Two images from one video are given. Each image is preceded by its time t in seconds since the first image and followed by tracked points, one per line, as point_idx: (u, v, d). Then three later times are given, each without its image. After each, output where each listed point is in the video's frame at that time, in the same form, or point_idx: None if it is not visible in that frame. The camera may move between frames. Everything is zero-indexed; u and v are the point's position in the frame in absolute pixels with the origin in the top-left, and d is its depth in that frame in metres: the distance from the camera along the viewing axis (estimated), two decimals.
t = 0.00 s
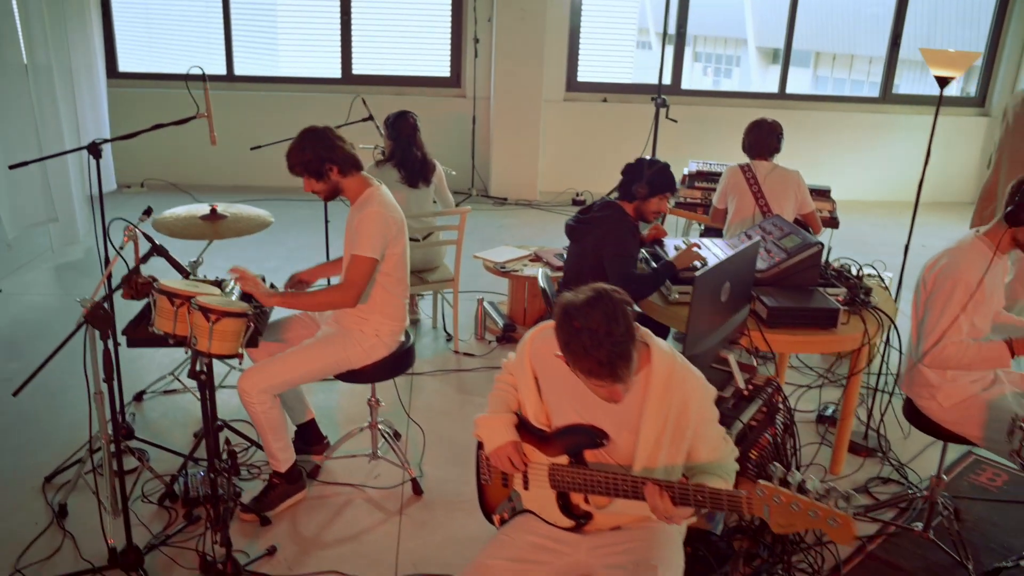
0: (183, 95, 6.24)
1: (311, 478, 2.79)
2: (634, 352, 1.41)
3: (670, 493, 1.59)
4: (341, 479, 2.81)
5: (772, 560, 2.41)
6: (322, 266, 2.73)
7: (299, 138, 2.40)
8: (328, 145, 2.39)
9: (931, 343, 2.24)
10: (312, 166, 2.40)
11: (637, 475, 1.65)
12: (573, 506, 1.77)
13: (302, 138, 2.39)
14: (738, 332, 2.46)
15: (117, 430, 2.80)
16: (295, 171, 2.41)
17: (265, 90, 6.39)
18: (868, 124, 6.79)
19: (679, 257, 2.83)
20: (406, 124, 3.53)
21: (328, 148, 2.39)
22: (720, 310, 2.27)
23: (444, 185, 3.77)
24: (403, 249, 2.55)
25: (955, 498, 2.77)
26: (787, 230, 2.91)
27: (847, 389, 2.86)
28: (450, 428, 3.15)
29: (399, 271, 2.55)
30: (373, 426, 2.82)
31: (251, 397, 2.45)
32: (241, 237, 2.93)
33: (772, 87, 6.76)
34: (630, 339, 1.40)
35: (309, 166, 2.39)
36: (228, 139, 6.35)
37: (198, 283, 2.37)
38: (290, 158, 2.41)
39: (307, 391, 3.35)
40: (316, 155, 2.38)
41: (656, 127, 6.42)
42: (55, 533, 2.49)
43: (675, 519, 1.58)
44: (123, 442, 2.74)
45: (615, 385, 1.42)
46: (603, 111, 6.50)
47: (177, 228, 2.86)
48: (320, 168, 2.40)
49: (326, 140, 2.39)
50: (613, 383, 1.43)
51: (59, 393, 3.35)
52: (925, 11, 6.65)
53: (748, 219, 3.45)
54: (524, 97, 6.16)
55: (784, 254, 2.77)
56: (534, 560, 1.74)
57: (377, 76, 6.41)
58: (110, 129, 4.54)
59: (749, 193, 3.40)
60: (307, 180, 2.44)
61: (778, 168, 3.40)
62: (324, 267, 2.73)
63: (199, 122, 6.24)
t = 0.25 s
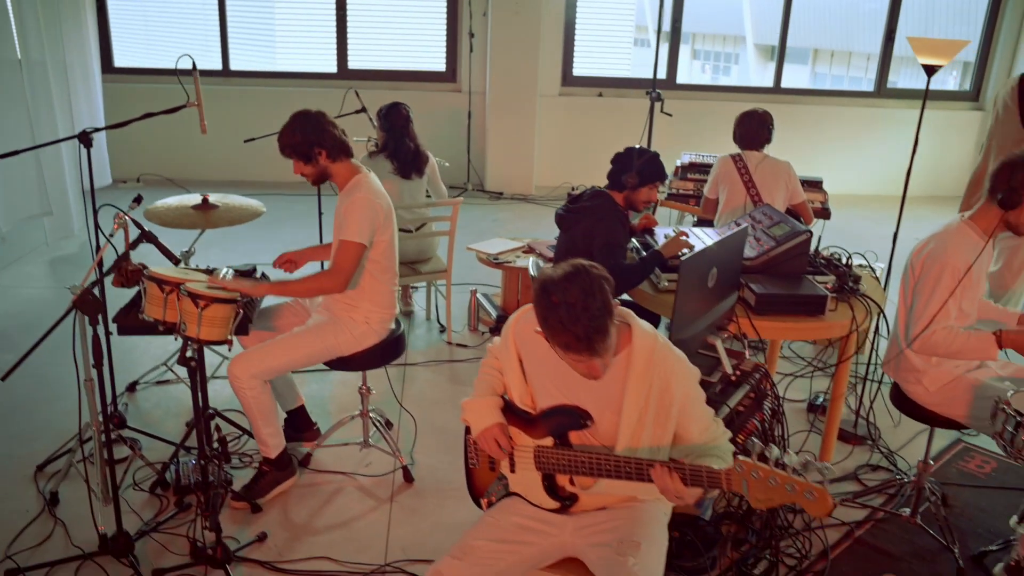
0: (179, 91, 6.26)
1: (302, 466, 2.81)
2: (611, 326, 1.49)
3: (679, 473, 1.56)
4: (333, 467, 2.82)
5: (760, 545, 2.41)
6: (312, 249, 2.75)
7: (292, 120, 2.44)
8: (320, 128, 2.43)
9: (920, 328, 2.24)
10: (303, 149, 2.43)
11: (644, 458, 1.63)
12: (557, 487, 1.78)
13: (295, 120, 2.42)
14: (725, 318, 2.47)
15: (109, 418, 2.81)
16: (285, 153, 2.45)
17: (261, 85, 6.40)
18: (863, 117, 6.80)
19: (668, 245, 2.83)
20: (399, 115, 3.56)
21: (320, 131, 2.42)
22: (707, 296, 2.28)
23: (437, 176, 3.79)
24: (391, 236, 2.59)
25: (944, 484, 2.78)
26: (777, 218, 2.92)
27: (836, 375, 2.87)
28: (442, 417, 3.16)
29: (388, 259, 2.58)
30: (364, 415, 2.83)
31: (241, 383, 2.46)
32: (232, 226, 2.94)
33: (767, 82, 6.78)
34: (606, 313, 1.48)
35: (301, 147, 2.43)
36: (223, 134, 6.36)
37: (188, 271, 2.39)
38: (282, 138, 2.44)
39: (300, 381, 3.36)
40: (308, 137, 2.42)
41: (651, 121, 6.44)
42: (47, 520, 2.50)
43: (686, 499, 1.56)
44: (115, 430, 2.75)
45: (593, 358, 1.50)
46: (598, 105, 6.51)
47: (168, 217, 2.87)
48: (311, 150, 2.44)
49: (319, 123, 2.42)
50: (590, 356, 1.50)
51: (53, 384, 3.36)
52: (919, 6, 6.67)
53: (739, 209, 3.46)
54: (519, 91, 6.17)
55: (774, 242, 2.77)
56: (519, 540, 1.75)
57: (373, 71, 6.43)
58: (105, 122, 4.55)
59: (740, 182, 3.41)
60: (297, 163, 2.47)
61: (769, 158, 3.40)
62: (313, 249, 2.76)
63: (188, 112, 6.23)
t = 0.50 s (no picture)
0: (170, 89, 6.25)
1: (290, 459, 2.81)
2: (588, 314, 1.46)
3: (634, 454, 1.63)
4: (320, 459, 2.83)
5: (746, 534, 2.41)
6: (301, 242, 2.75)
7: (278, 117, 2.42)
8: (308, 126, 2.41)
9: (899, 318, 2.27)
10: (292, 146, 2.42)
11: (598, 440, 1.66)
12: (539, 474, 1.80)
13: (282, 118, 2.41)
14: (709, 309, 2.48)
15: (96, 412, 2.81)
16: (273, 150, 2.44)
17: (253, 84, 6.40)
18: (853, 115, 6.83)
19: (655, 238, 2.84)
20: (389, 109, 3.56)
21: (308, 128, 2.41)
22: (690, 287, 2.29)
23: (425, 172, 3.80)
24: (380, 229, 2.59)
25: (928, 475, 2.81)
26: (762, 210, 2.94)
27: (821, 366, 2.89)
28: (430, 410, 3.17)
29: (375, 253, 2.58)
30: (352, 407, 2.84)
31: (227, 376, 2.47)
32: (220, 219, 2.95)
33: (757, 80, 6.80)
34: (583, 303, 1.45)
35: (289, 146, 2.42)
36: (215, 132, 6.36)
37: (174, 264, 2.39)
38: (270, 137, 2.43)
39: (290, 375, 3.37)
40: (296, 136, 2.41)
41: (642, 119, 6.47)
42: (32, 514, 2.50)
43: (640, 480, 1.64)
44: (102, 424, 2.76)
45: (570, 347, 1.48)
46: (590, 103, 6.53)
47: (156, 211, 2.87)
48: (299, 148, 2.43)
49: (306, 120, 2.41)
50: (569, 344, 1.49)
51: (40, 380, 3.35)
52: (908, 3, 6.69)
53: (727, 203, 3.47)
54: (510, 89, 6.18)
55: (759, 234, 2.79)
56: (501, 527, 1.76)
57: (364, 70, 6.43)
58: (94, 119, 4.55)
59: (727, 176, 3.42)
60: (286, 161, 2.46)
61: (756, 152, 3.42)
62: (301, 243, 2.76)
63: (175, 104, 6.23)
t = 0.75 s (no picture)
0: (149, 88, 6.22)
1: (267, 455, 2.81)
2: (551, 293, 1.53)
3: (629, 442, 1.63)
4: (298, 455, 2.83)
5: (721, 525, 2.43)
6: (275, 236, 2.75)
7: (257, 108, 2.42)
8: (285, 118, 2.42)
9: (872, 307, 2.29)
10: (268, 138, 2.42)
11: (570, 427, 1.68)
12: (511, 463, 1.79)
13: (260, 108, 2.41)
14: (683, 301, 2.49)
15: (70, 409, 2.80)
16: (249, 140, 2.43)
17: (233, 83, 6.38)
18: (833, 112, 6.89)
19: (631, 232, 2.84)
20: (367, 106, 3.57)
21: (284, 120, 2.42)
22: (663, 279, 2.30)
23: (404, 169, 3.80)
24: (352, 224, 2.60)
25: (901, 465, 2.84)
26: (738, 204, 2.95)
27: (796, 358, 2.92)
28: (409, 406, 3.17)
29: (347, 248, 2.59)
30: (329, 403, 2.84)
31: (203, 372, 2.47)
32: (196, 216, 2.94)
33: (738, 78, 6.84)
34: (545, 281, 1.52)
35: (266, 137, 2.42)
36: (195, 131, 6.33)
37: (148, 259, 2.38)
38: (246, 127, 2.42)
39: (268, 372, 3.36)
40: (273, 127, 2.41)
41: (623, 117, 6.50)
42: (6, 512, 2.49)
43: (635, 467, 1.62)
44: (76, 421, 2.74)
45: (534, 326, 1.54)
46: (571, 102, 6.55)
47: (131, 208, 2.86)
48: (275, 140, 2.43)
49: (283, 112, 2.42)
50: (533, 324, 1.54)
51: (16, 378, 3.33)
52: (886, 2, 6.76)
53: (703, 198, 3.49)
54: (491, 88, 6.19)
55: (734, 227, 2.81)
56: (473, 516, 1.76)
57: (345, 68, 6.43)
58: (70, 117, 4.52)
59: (704, 172, 3.44)
60: (261, 151, 2.46)
61: (732, 147, 3.44)
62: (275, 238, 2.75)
63: (156, 104, 6.21)
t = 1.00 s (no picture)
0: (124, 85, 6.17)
1: (237, 449, 2.80)
2: (508, 283, 1.54)
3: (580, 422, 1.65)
4: (269, 449, 2.81)
5: (690, 514, 2.44)
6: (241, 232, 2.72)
7: (222, 98, 2.40)
8: (251, 107, 2.41)
9: (839, 294, 2.31)
10: (235, 127, 2.40)
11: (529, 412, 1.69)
12: (473, 449, 1.79)
13: (226, 98, 2.40)
14: (651, 290, 2.49)
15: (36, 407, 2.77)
16: (214, 131, 2.42)
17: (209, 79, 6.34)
18: (810, 106, 6.94)
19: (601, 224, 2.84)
20: (340, 100, 3.56)
21: (250, 109, 2.40)
22: (631, 268, 2.31)
23: (377, 162, 3.79)
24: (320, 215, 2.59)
25: (872, 453, 2.87)
26: (708, 195, 2.96)
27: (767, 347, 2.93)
28: (382, 399, 3.16)
29: (316, 240, 2.58)
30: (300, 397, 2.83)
31: (168, 365, 2.45)
32: (165, 209, 2.92)
33: (715, 73, 6.88)
34: (502, 271, 1.53)
35: (232, 127, 2.40)
36: (171, 128, 6.29)
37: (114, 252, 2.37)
38: (211, 118, 2.41)
39: (241, 367, 3.35)
40: (239, 117, 2.39)
41: (601, 111, 6.52)
42: None
43: (587, 450, 1.63)
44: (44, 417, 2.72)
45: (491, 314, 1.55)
46: (550, 97, 6.57)
47: (98, 203, 2.84)
48: (242, 129, 2.41)
49: (249, 100, 2.41)
50: (489, 312, 1.56)
51: None
52: None
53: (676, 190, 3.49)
54: (469, 84, 6.19)
55: (704, 218, 2.81)
56: (438, 504, 1.76)
57: (322, 64, 6.40)
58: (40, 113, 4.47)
59: (677, 164, 3.44)
60: (226, 142, 2.44)
61: (706, 141, 3.45)
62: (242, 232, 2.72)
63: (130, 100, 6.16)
